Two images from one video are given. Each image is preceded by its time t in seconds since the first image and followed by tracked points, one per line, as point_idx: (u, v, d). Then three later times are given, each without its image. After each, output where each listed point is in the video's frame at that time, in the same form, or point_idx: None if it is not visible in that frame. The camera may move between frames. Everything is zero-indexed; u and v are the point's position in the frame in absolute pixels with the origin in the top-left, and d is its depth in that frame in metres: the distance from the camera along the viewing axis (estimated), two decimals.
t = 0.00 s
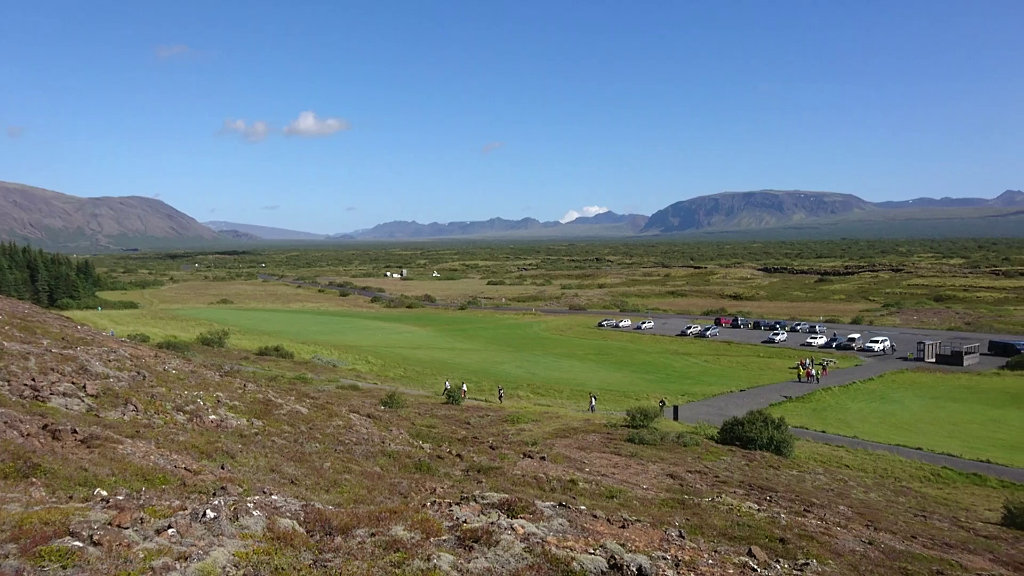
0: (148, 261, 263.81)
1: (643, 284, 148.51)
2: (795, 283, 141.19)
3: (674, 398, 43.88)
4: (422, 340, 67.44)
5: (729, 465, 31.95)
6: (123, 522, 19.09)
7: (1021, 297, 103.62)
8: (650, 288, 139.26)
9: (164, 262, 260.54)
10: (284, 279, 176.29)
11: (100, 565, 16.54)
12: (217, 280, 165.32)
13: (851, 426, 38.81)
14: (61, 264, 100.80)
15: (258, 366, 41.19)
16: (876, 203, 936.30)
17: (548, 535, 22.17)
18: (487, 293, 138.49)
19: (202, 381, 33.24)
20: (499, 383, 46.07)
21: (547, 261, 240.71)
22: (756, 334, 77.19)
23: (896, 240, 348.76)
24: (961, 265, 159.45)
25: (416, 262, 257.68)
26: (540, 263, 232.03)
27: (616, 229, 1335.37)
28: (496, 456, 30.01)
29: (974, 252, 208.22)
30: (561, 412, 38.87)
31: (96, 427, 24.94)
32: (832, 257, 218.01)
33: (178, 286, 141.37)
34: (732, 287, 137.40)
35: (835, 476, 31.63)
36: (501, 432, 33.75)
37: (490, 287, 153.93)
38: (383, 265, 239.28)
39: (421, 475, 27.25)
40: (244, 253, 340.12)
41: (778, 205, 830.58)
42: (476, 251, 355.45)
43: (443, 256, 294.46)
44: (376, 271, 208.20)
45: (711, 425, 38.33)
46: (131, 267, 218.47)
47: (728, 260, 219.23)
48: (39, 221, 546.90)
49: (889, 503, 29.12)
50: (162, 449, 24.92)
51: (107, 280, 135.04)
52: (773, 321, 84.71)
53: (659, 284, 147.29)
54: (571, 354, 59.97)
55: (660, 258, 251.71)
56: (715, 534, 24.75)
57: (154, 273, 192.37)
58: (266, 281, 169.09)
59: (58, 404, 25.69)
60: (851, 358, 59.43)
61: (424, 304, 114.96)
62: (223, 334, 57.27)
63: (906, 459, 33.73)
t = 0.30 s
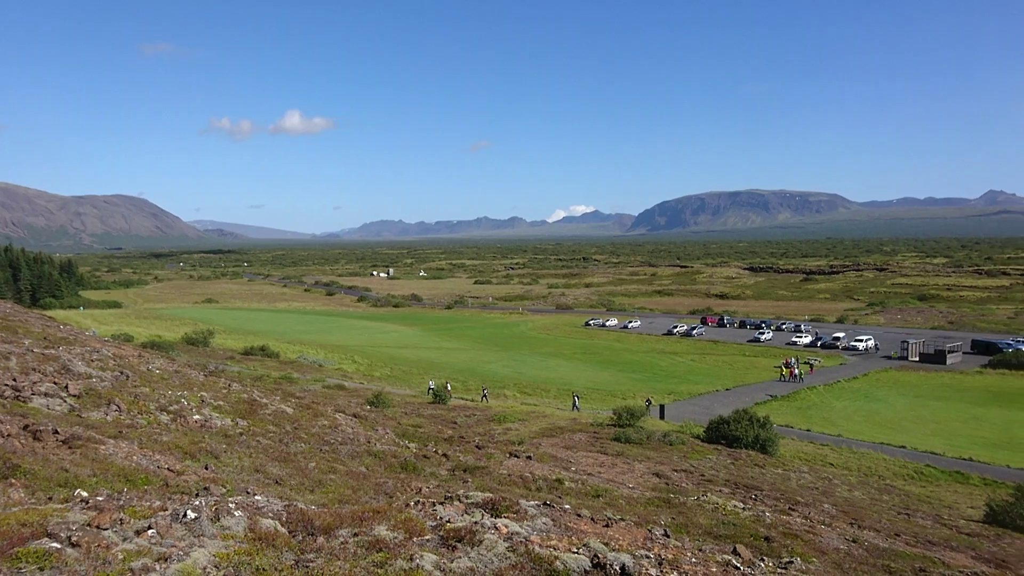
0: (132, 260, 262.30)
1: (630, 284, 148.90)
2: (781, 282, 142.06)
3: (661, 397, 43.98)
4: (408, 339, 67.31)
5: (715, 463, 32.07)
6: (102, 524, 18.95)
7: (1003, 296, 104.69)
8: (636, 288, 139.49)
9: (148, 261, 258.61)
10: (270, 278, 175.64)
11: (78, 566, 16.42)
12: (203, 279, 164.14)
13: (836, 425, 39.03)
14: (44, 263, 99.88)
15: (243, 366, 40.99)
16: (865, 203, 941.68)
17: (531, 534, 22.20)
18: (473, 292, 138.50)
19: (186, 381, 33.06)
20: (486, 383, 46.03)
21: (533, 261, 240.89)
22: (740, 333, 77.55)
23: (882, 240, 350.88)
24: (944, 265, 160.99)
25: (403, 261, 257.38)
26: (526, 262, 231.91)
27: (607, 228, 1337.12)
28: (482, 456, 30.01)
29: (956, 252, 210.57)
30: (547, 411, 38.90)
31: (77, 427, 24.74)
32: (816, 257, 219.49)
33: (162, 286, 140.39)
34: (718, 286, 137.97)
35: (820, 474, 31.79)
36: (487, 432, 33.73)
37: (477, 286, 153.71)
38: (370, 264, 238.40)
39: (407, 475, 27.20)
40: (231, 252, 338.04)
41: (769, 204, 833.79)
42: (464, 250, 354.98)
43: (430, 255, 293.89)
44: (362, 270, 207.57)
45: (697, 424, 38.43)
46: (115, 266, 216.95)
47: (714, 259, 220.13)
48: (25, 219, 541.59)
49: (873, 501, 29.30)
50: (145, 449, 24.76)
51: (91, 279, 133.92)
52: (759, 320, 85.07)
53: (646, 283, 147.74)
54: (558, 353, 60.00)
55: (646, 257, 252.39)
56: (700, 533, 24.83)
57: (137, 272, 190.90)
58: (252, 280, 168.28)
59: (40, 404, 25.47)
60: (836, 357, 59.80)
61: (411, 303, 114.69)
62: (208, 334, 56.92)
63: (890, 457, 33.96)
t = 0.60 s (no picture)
0: (115, 258, 260.20)
1: (616, 282, 149.13)
2: (767, 280, 142.91)
3: (647, 395, 44.09)
4: (395, 338, 67.12)
5: (702, 460, 32.20)
6: (84, 524, 18.83)
7: (985, 293, 105.78)
8: (623, 286, 139.94)
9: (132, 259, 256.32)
10: (256, 277, 174.93)
11: (59, 567, 16.31)
12: (187, 277, 163.09)
13: (822, 422, 39.27)
14: (27, 262, 98.80)
15: (229, 365, 40.79)
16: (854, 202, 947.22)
17: (516, 531, 22.25)
18: (461, 290, 138.33)
19: (171, 380, 32.88)
20: (472, 381, 46.04)
21: (520, 259, 240.90)
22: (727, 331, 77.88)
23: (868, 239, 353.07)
24: (927, 263, 162.50)
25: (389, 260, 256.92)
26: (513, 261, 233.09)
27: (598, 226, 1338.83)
28: (468, 454, 30.03)
29: (938, 250, 212.47)
30: (534, 410, 38.95)
31: (60, 427, 24.54)
32: (802, 255, 220.75)
33: (146, 285, 139.44)
34: (705, 284, 138.49)
35: (805, 471, 31.96)
36: (474, 430, 33.74)
37: (464, 284, 153.43)
38: (356, 263, 237.68)
39: (394, 473, 27.19)
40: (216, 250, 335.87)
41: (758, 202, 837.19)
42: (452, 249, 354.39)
43: (417, 254, 293.38)
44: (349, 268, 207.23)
45: (684, 422, 38.55)
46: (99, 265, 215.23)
47: (700, 257, 220.87)
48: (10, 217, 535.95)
49: (858, 497, 29.51)
50: (129, 449, 24.59)
51: (74, 278, 132.57)
52: (745, 318, 85.41)
53: (633, 282, 148.03)
54: (546, 351, 60.07)
55: (633, 255, 252.98)
56: (686, 530, 24.93)
57: (121, 270, 189.40)
58: (238, 278, 167.16)
59: (22, 403, 25.23)
60: (821, 354, 60.10)
61: (398, 302, 114.56)
62: (193, 332, 56.59)
63: (874, 454, 34.21)
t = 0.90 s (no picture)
0: (101, 258, 258.51)
1: (605, 281, 149.16)
2: (755, 278, 143.54)
3: (636, 393, 44.21)
4: (383, 336, 66.97)
5: (690, 458, 32.31)
6: (67, 524, 18.71)
7: (970, 291, 106.68)
8: (612, 284, 140.33)
9: (118, 257, 254.59)
10: (244, 275, 174.50)
11: (42, 567, 16.20)
12: (174, 276, 162.24)
13: (809, 419, 39.49)
14: (11, 261, 97.90)
15: (217, 364, 40.61)
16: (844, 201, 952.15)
17: (504, 529, 22.29)
18: (450, 289, 138.21)
19: (158, 379, 32.69)
20: (461, 379, 46.06)
21: (509, 257, 240.79)
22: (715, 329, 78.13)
23: (855, 238, 355.14)
24: (913, 261, 163.76)
25: (377, 258, 256.34)
26: (502, 259, 232.90)
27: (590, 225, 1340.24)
28: (457, 452, 30.05)
29: (925, 248, 214.23)
30: (523, 408, 38.96)
31: (45, 427, 24.37)
32: (789, 253, 222.04)
33: (133, 283, 138.52)
34: (693, 282, 138.79)
35: (793, 468, 32.13)
36: (463, 429, 33.73)
37: (453, 283, 153.10)
38: (344, 262, 236.77)
39: (382, 472, 27.17)
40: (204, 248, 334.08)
41: (748, 201, 842.27)
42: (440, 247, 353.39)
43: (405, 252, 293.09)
44: (336, 267, 206.59)
45: (672, 420, 38.69)
46: (85, 264, 213.38)
47: (688, 256, 221.42)
48: None
49: (845, 494, 29.70)
50: (115, 448, 24.45)
51: (60, 277, 131.41)
52: (734, 317, 85.77)
53: (621, 280, 148.07)
54: (535, 350, 60.15)
55: (621, 254, 253.72)
56: (674, 527, 25.01)
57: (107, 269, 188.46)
58: (225, 277, 166.23)
59: (6, 403, 25.03)
60: (809, 352, 60.45)
61: (386, 300, 114.33)
62: (180, 331, 56.30)
63: (861, 451, 34.42)
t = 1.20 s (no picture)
0: (88, 258, 257.51)
1: (594, 281, 149.36)
2: (744, 278, 144.23)
3: (625, 393, 44.33)
4: (372, 337, 66.84)
5: (679, 458, 32.42)
6: (52, 526, 18.59)
7: (956, 291, 107.57)
8: (601, 284, 140.69)
9: (103, 258, 252.77)
10: (232, 276, 174.14)
11: (26, 571, 16.07)
12: (161, 277, 161.40)
13: (797, 419, 39.71)
14: None
15: (205, 365, 40.43)
16: (834, 200, 957.74)
17: (492, 530, 22.30)
18: (439, 289, 138.33)
19: (145, 380, 32.52)
20: (450, 380, 46.08)
21: (498, 258, 241.24)
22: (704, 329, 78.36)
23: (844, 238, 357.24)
24: (900, 261, 165.00)
25: (366, 259, 256.23)
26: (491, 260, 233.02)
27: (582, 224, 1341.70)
28: (446, 453, 30.06)
29: (910, 248, 216.26)
30: (512, 408, 38.97)
31: (31, 429, 24.19)
32: (777, 253, 223.51)
33: (120, 284, 138.10)
34: (682, 283, 139.24)
35: (781, 467, 32.31)
36: (452, 429, 33.74)
37: (443, 284, 152.86)
38: (333, 262, 235.95)
39: (371, 473, 27.16)
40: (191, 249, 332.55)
41: (738, 201, 845.41)
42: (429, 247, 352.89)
43: (394, 253, 293.26)
44: (325, 267, 206.45)
45: (661, 420, 38.81)
46: (72, 264, 211.84)
47: (677, 256, 222.35)
48: None
49: (833, 493, 29.88)
50: (101, 451, 24.31)
51: (45, 277, 130.38)
52: (722, 317, 86.08)
53: (610, 280, 148.33)
54: (524, 350, 60.20)
55: (609, 254, 254.67)
56: (663, 527, 25.07)
57: (95, 269, 188.17)
58: (212, 278, 165.42)
59: None
60: (797, 352, 60.73)
61: (376, 301, 114.29)
62: (168, 333, 56.00)
63: (849, 451, 34.61)
